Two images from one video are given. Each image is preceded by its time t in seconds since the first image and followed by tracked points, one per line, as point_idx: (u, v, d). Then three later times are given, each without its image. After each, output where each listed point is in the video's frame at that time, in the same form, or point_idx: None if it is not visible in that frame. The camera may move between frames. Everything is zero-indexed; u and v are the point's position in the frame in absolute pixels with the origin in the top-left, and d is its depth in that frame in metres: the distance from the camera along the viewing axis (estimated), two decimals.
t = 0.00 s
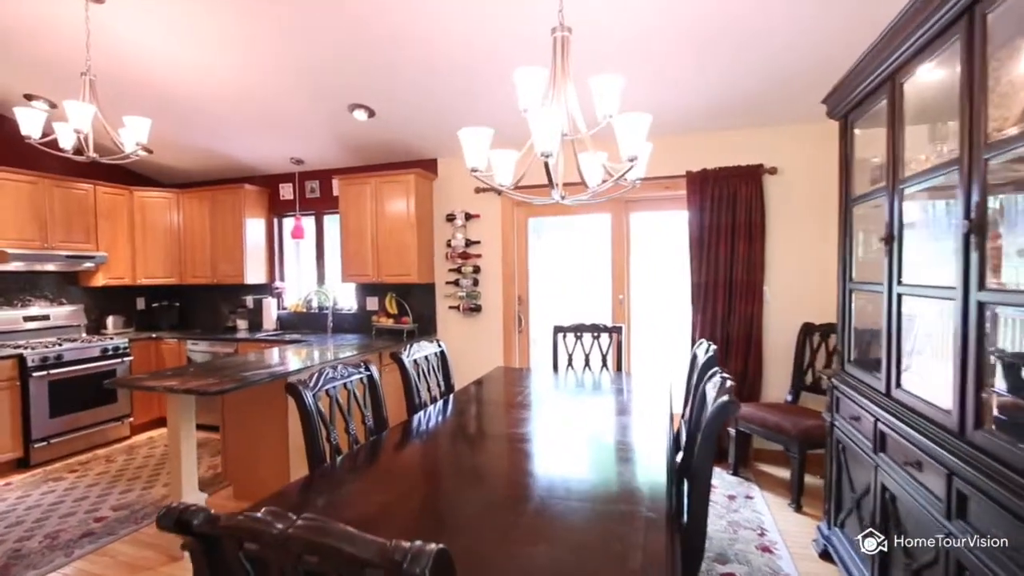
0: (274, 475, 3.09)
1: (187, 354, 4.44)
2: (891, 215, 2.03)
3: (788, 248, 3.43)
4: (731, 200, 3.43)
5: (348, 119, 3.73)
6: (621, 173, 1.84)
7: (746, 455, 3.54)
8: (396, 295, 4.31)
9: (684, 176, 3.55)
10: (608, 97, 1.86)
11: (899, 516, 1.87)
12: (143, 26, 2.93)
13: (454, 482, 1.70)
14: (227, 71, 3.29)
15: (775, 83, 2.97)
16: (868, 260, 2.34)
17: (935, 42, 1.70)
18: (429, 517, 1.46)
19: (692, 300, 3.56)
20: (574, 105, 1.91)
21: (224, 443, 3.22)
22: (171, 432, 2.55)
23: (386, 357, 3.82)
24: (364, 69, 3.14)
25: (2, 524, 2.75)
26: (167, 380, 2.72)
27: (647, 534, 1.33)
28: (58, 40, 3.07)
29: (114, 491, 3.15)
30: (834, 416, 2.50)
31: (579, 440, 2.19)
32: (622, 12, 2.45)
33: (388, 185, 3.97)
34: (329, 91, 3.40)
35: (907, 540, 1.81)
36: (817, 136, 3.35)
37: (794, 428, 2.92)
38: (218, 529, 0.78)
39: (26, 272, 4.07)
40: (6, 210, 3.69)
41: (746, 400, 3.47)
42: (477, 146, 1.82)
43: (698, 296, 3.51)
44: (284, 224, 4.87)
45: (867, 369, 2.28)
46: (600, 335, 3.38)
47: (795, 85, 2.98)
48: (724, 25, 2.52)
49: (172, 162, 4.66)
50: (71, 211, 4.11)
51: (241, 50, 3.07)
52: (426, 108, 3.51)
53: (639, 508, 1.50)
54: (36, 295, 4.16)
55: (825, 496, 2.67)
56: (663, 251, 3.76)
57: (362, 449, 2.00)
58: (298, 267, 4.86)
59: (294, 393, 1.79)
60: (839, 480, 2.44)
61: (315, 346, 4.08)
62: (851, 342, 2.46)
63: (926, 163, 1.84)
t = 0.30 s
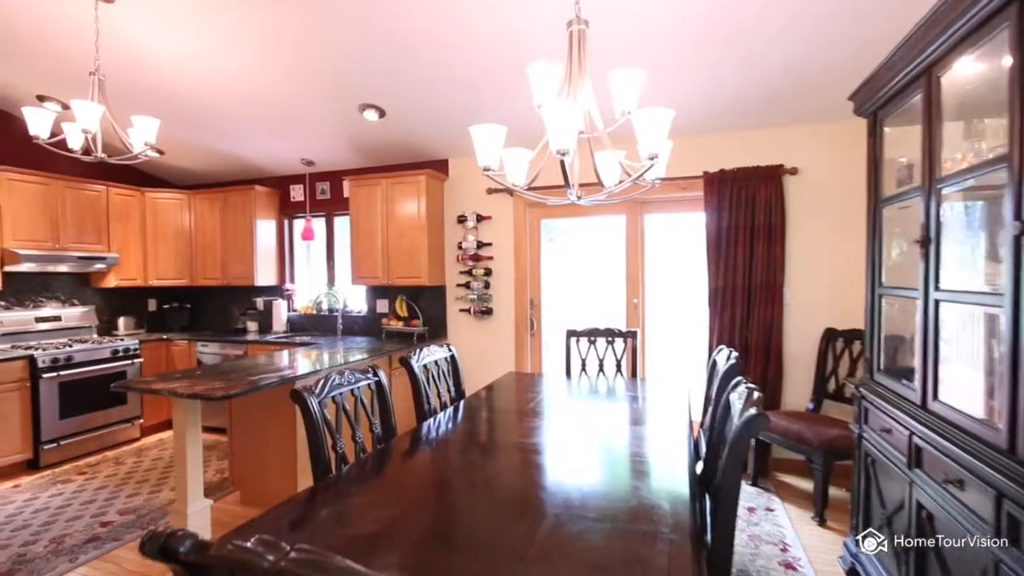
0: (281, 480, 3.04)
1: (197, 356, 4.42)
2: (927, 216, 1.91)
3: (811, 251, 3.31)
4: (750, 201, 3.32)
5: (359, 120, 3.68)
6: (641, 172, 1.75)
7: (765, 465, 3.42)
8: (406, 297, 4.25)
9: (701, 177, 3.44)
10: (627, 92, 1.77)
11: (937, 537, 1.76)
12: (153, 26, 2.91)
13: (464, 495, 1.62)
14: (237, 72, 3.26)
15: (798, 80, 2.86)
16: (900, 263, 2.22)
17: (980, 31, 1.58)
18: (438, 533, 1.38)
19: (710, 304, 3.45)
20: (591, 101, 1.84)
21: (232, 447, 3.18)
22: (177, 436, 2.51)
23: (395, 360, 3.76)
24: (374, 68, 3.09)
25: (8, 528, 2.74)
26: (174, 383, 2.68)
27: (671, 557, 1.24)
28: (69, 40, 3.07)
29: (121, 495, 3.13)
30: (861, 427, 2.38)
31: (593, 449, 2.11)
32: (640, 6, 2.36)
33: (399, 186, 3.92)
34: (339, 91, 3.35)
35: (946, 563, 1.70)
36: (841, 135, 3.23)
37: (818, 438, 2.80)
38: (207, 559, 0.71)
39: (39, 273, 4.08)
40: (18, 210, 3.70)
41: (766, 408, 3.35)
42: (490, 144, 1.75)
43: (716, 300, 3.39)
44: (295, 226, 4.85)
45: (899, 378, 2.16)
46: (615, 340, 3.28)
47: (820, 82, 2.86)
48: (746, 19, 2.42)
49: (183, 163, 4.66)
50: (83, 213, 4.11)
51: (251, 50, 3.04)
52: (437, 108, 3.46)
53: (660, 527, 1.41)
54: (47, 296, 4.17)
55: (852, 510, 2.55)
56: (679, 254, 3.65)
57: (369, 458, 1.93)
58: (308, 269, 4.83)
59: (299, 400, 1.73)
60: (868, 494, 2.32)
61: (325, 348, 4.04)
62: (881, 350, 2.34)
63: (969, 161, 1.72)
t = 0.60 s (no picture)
0: (294, 483, 3.01)
1: (213, 356, 4.44)
2: (971, 218, 1.80)
3: (838, 254, 3.18)
4: (775, 202, 3.20)
5: (374, 121, 3.66)
6: (665, 171, 1.68)
7: (790, 474, 3.29)
8: (421, 300, 4.22)
9: (723, 177, 3.33)
10: (651, 88, 1.70)
11: (983, 560, 1.64)
12: (171, 29, 2.92)
13: (479, 508, 1.56)
14: (253, 74, 3.25)
15: (827, 77, 2.75)
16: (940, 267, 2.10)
17: None
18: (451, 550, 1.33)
19: (732, 308, 3.33)
20: (613, 97, 1.75)
21: (246, 450, 3.17)
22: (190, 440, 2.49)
23: (410, 363, 3.72)
24: (389, 69, 3.06)
25: (26, 528, 2.79)
26: (188, 386, 2.67)
27: None
28: (89, 44, 3.09)
29: (137, 496, 3.15)
30: (896, 439, 2.27)
31: (612, 460, 2.03)
32: None
33: (414, 188, 3.89)
34: (355, 92, 3.33)
35: None
36: (871, 133, 3.10)
37: (848, 449, 2.68)
38: None
39: (61, 274, 4.14)
40: (40, 213, 3.75)
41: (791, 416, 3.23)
42: (507, 143, 1.69)
43: (738, 304, 3.28)
44: (311, 227, 4.85)
45: (938, 389, 2.04)
46: (634, 344, 3.19)
47: (851, 78, 2.74)
48: (772, 12, 2.32)
49: (202, 165, 4.69)
50: (103, 214, 4.16)
51: (266, 52, 3.03)
52: (453, 109, 3.41)
53: (686, 547, 1.33)
54: (69, 296, 4.23)
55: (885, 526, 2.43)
56: (700, 256, 3.55)
57: (382, 466, 1.88)
58: (324, 270, 4.83)
59: (310, 406, 1.69)
60: (904, 510, 2.20)
61: (340, 350, 4.02)
62: (917, 358, 2.22)
63: (1020, 159, 1.60)
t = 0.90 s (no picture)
0: (313, 485, 3.01)
1: (236, 357, 4.49)
2: None
3: (874, 255, 3.05)
4: (807, 201, 3.08)
5: (394, 122, 3.65)
6: (695, 169, 1.61)
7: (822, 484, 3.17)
8: (441, 301, 4.19)
9: (751, 176, 3.22)
10: (680, 83, 1.62)
11: None
12: (195, 34, 2.95)
13: (500, 518, 1.51)
14: (275, 77, 3.27)
15: (863, 71, 2.63)
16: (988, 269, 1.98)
17: None
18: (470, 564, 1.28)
19: (761, 311, 3.22)
20: (640, 92, 1.68)
21: (267, 450, 3.18)
22: (212, 440, 2.50)
23: (429, 365, 3.69)
24: (409, 71, 3.04)
25: (53, 525, 2.84)
26: (210, 386, 2.69)
27: None
28: (117, 49, 3.15)
29: (160, 495, 3.19)
30: (939, 451, 2.14)
31: (636, 468, 1.96)
32: None
33: (434, 189, 3.87)
34: (375, 94, 3.32)
35: None
36: (910, 129, 2.96)
37: (885, 459, 2.55)
38: None
39: (91, 275, 4.24)
40: (70, 215, 3.84)
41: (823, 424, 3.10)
42: (530, 141, 1.63)
43: (767, 307, 3.17)
44: (332, 228, 4.87)
45: (987, 398, 1.92)
46: (658, 348, 3.10)
47: (889, 72, 2.62)
48: (805, 3, 2.22)
49: (226, 167, 4.75)
50: (130, 217, 4.24)
51: (287, 55, 3.04)
52: (474, 109, 3.38)
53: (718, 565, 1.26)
54: (98, 297, 4.33)
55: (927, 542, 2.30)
56: (726, 257, 3.44)
57: (401, 472, 1.84)
58: (345, 271, 4.84)
59: (329, 411, 1.66)
60: (948, 527, 2.08)
61: (360, 352, 4.02)
62: (963, 366, 2.09)
63: None
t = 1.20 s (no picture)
0: (339, 484, 3.02)
1: (264, 356, 4.56)
2: None
3: (918, 254, 2.90)
4: (845, 198, 2.95)
5: (418, 123, 3.64)
6: (731, 165, 1.53)
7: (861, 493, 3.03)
8: (465, 302, 4.17)
9: (786, 172, 3.10)
10: (714, 74, 1.55)
11: None
12: (224, 39, 2.99)
13: (527, 525, 1.46)
14: (301, 80, 3.30)
15: (906, 60, 2.50)
16: None
17: None
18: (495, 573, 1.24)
19: (796, 313, 3.10)
20: (672, 85, 1.61)
21: (294, 450, 3.20)
22: (239, 439, 2.53)
23: (454, 366, 3.68)
24: (432, 71, 3.03)
25: (90, 519, 2.91)
26: (238, 386, 2.71)
27: None
28: (150, 54, 3.22)
29: (191, 492, 3.25)
30: (994, 462, 2.01)
31: (668, 474, 1.89)
32: None
33: (458, 188, 3.85)
34: (399, 94, 3.31)
35: None
36: (957, 122, 2.81)
37: (932, 469, 2.42)
38: None
39: (126, 276, 4.36)
40: (106, 217, 3.95)
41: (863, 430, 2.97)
42: (558, 137, 1.58)
43: (803, 308, 3.05)
44: (357, 229, 4.90)
45: None
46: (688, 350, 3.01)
47: (934, 61, 2.49)
48: None
49: (254, 170, 4.83)
50: (163, 219, 4.34)
51: (312, 58, 3.06)
52: (498, 108, 3.34)
53: None
54: (133, 296, 4.45)
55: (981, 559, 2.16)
56: (759, 256, 3.33)
57: (426, 474, 1.82)
58: (369, 271, 4.87)
59: (353, 412, 1.65)
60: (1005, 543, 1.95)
61: (384, 352, 4.03)
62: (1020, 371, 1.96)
63: None
